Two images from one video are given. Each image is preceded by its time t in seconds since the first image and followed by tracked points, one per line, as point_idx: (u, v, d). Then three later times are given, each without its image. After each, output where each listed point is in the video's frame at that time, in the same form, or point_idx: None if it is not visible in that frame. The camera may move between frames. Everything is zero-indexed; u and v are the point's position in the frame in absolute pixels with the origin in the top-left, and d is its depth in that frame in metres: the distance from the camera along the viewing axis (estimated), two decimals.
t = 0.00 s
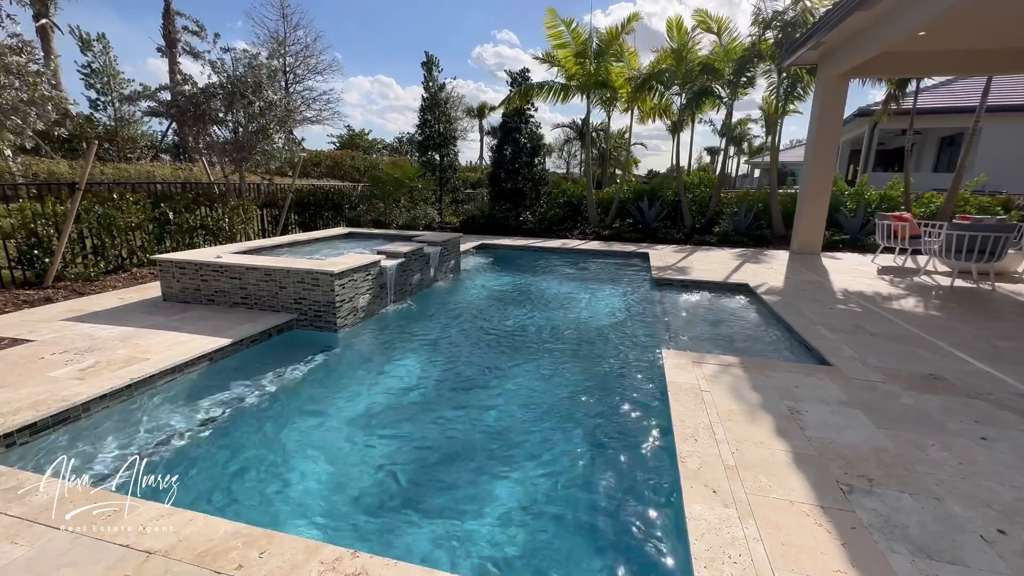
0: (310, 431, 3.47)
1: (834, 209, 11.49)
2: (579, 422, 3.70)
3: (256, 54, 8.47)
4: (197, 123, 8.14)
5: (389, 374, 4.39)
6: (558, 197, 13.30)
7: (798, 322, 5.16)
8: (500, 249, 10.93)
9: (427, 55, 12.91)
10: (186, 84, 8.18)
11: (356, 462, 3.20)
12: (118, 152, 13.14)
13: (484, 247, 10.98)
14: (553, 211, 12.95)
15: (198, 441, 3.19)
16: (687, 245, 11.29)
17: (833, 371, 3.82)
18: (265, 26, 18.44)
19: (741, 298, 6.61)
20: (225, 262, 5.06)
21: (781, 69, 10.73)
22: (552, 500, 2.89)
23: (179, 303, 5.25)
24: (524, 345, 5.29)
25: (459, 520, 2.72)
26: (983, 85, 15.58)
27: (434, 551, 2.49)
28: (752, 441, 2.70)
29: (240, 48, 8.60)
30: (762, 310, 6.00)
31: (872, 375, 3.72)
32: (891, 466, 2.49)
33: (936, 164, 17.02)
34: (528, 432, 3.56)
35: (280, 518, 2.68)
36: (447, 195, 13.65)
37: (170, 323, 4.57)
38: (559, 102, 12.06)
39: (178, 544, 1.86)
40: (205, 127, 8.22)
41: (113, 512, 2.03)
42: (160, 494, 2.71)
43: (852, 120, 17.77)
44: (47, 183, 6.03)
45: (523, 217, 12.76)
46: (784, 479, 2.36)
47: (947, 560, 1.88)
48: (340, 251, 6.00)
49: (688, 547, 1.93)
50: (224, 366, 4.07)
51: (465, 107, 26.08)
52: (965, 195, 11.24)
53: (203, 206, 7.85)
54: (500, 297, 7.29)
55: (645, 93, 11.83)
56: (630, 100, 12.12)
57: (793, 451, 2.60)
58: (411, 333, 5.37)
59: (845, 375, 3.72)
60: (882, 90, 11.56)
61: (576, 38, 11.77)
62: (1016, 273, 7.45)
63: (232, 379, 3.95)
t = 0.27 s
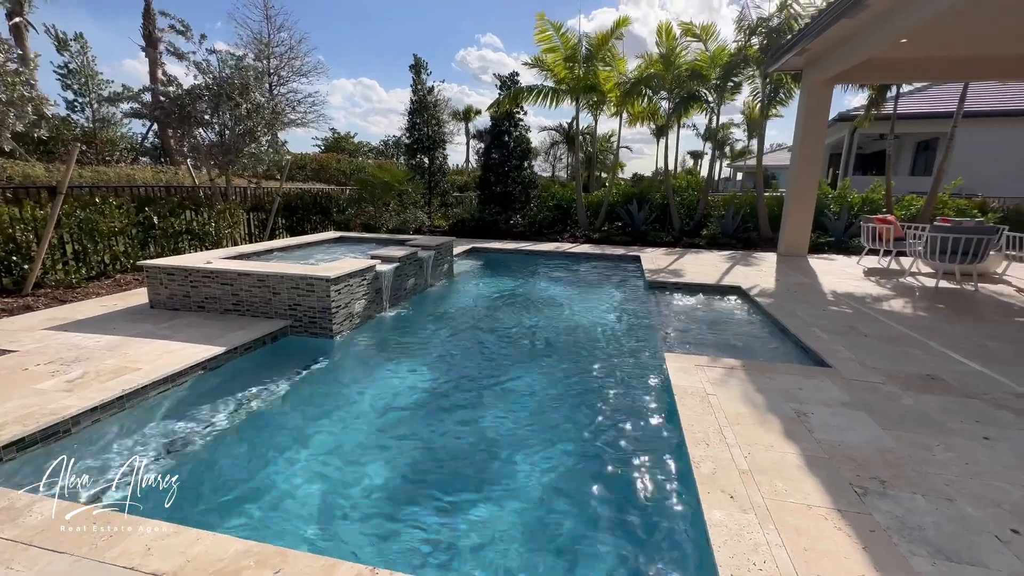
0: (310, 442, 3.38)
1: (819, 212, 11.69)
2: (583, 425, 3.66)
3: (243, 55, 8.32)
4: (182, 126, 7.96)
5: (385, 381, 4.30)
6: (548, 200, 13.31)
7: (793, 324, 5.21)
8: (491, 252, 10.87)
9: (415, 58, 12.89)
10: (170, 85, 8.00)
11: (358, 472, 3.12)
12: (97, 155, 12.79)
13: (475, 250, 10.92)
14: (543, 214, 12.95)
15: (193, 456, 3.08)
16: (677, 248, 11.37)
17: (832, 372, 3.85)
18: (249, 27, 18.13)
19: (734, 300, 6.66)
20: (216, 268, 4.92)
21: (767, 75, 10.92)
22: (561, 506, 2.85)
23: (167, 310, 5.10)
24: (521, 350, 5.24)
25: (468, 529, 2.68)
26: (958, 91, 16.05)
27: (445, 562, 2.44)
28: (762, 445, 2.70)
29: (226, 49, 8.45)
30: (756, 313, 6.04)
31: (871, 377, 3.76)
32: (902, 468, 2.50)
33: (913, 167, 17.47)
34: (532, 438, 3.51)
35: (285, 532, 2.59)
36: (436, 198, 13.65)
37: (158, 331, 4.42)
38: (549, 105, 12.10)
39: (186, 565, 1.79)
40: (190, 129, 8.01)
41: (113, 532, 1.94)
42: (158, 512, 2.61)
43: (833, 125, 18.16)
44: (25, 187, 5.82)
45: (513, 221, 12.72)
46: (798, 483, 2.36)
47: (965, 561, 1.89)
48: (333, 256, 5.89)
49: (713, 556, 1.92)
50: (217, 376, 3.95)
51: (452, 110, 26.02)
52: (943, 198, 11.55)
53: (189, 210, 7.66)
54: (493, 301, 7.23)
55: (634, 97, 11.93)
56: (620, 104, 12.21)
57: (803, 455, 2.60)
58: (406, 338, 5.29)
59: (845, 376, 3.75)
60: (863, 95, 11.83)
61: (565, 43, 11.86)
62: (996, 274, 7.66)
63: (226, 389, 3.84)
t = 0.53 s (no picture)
0: (313, 448, 3.31)
1: (807, 214, 11.86)
2: (589, 426, 3.64)
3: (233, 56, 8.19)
4: (171, 128, 7.82)
5: (386, 385, 4.24)
6: (540, 203, 13.32)
7: (790, 325, 5.26)
8: (485, 255, 10.82)
9: (406, 61, 12.84)
10: (158, 86, 7.85)
11: (364, 477, 3.06)
12: (80, 157, 12.52)
13: (468, 253, 10.87)
14: (535, 216, 12.95)
15: (195, 465, 3.00)
16: (669, 250, 11.44)
17: (833, 372, 3.88)
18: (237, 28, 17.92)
19: (730, 302, 6.70)
20: (210, 273, 4.82)
21: (757, 80, 11.07)
22: (572, 507, 2.82)
23: (159, 315, 4.97)
24: (520, 352, 5.21)
25: (480, 534, 2.63)
26: (938, 96, 16.45)
27: (459, 568, 2.39)
28: (772, 446, 2.71)
29: (216, 50, 8.31)
30: (753, 314, 6.09)
31: (872, 376, 3.80)
32: (912, 467, 2.52)
33: (896, 170, 17.82)
34: (539, 439, 3.48)
35: (292, 542, 2.53)
36: (428, 201, 13.61)
37: (152, 337, 4.30)
38: (541, 108, 12.13)
39: None
40: (180, 131, 7.85)
41: (120, 547, 1.88)
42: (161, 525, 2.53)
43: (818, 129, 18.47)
44: (8, 189, 5.65)
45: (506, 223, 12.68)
46: (812, 484, 2.37)
47: (984, 560, 1.90)
48: (329, 260, 5.80)
49: (737, 560, 1.91)
50: (215, 383, 3.85)
51: (441, 113, 25.95)
52: (927, 200, 11.81)
53: (179, 213, 7.50)
54: (489, 303, 7.19)
55: (626, 100, 12.01)
56: (612, 107, 12.29)
57: (815, 456, 2.61)
58: (404, 342, 5.23)
59: (847, 377, 3.78)
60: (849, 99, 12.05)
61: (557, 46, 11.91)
62: (982, 274, 7.83)
63: (224, 396, 3.75)
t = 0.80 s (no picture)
0: (318, 455, 3.23)
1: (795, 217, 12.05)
2: (598, 425, 3.62)
3: (224, 58, 8.06)
4: (160, 131, 7.69)
5: (389, 390, 4.18)
6: (532, 206, 13.34)
7: (789, 327, 5.31)
8: (478, 259, 10.77)
9: (397, 64, 12.79)
10: (145, 88, 7.70)
11: (372, 484, 2.99)
12: (60, 160, 12.19)
13: (462, 257, 10.81)
14: (528, 220, 12.94)
15: (199, 477, 2.91)
16: (661, 253, 11.51)
17: (837, 373, 3.92)
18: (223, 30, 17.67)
19: (727, 305, 6.76)
20: (205, 278, 4.71)
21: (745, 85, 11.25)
22: (589, 505, 2.79)
23: (152, 322, 4.84)
24: (521, 355, 5.18)
25: (496, 538, 2.59)
26: (917, 102, 16.90)
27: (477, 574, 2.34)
28: (787, 448, 2.72)
29: (206, 51, 8.18)
30: (750, 316, 6.14)
31: (874, 377, 3.85)
32: (925, 466, 2.55)
33: (877, 173, 18.24)
34: (549, 440, 3.45)
35: (304, 552, 2.45)
36: (419, 204, 13.57)
37: (146, 345, 4.18)
38: (533, 112, 12.17)
39: None
40: (168, 133, 7.73)
41: (134, 565, 1.81)
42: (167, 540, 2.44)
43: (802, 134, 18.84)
44: None
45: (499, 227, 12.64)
46: (831, 485, 2.37)
47: (1007, 558, 1.92)
48: (326, 265, 5.72)
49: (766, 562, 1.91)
50: (214, 391, 3.75)
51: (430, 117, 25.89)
52: (910, 203, 12.10)
53: (167, 217, 7.33)
54: (486, 307, 7.15)
55: (617, 105, 12.11)
56: (603, 111, 12.38)
57: (831, 457, 2.62)
58: (404, 347, 5.15)
59: (851, 377, 3.82)
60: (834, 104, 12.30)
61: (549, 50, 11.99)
62: (967, 276, 8.02)
63: (225, 405, 3.65)
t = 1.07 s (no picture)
0: (324, 464, 3.18)
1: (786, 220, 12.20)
2: (605, 430, 3.61)
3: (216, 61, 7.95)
4: (152, 134, 7.58)
5: (392, 396, 4.13)
6: (525, 209, 13.36)
7: (788, 330, 5.36)
8: (474, 263, 10.73)
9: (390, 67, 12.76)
10: (135, 90, 7.56)
11: (380, 493, 2.94)
12: (45, 163, 11.92)
13: (457, 260, 10.77)
14: (522, 223, 12.95)
15: (203, 488, 2.84)
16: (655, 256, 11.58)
17: (840, 375, 3.95)
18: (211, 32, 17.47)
19: (724, 307, 6.80)
20: (202, 284, 4.62)
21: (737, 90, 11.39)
22: (602, 509, 2.77)
23: (146, 329, 4.74)
24: (522, 359, 5.16)
25: (510, 545, 2.56)
26: (901, 108, 17.25)
27: None
28: (799, 451, 2.73)
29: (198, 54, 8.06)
30: (749, 319, 6.18)
31: (877, 378, 3.88)
32: (935, 468, 2.57)
33: (863, 177, 18.56)
34: (557, 444, 3.43)
35: (316, 563, 2.40)
36: (412, 208, 13.55)
37: (143, 353, 4.08)
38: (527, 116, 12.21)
39: None
40: (160, 135, 7.65)
41: None
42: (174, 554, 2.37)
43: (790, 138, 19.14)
44: None
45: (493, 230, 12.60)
46: (846, 489, 2.39)
47: None
48: (324, 271, 5.64)
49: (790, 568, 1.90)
50: (214, 400, 3.67)
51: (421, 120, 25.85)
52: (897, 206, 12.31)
53: (159, 222, 7.20)
54: (483, 311, 7.12)
55: (610, 109, 12.19)
56: (596, 115, 12.44)
57: (843, 460, 2.63)
58: (404, 353, 5.10)
59: (854, 379, 3.85)
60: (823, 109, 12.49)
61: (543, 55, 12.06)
62: (955, 278, 8.18)
63: (226, 414, 3.57)
